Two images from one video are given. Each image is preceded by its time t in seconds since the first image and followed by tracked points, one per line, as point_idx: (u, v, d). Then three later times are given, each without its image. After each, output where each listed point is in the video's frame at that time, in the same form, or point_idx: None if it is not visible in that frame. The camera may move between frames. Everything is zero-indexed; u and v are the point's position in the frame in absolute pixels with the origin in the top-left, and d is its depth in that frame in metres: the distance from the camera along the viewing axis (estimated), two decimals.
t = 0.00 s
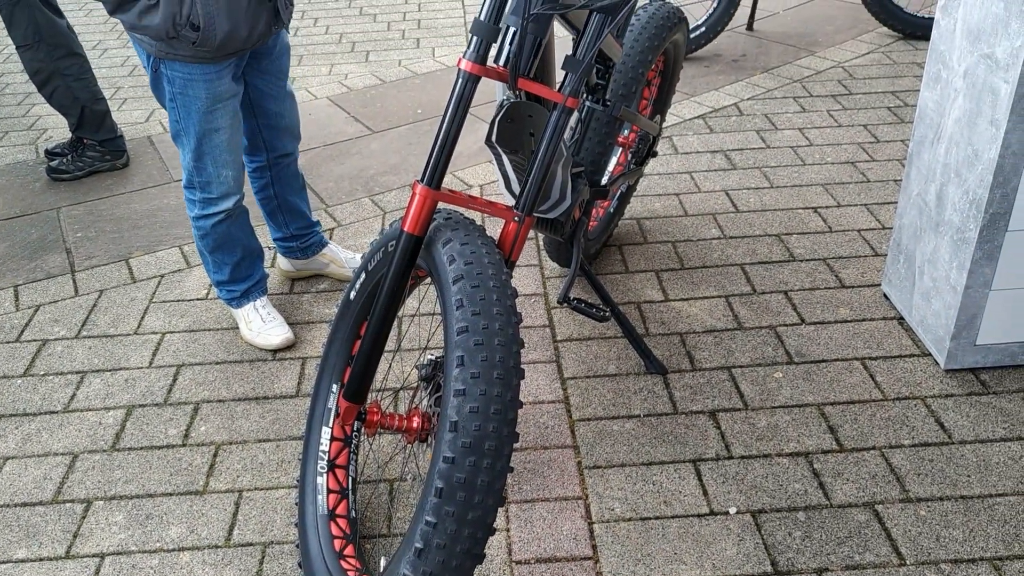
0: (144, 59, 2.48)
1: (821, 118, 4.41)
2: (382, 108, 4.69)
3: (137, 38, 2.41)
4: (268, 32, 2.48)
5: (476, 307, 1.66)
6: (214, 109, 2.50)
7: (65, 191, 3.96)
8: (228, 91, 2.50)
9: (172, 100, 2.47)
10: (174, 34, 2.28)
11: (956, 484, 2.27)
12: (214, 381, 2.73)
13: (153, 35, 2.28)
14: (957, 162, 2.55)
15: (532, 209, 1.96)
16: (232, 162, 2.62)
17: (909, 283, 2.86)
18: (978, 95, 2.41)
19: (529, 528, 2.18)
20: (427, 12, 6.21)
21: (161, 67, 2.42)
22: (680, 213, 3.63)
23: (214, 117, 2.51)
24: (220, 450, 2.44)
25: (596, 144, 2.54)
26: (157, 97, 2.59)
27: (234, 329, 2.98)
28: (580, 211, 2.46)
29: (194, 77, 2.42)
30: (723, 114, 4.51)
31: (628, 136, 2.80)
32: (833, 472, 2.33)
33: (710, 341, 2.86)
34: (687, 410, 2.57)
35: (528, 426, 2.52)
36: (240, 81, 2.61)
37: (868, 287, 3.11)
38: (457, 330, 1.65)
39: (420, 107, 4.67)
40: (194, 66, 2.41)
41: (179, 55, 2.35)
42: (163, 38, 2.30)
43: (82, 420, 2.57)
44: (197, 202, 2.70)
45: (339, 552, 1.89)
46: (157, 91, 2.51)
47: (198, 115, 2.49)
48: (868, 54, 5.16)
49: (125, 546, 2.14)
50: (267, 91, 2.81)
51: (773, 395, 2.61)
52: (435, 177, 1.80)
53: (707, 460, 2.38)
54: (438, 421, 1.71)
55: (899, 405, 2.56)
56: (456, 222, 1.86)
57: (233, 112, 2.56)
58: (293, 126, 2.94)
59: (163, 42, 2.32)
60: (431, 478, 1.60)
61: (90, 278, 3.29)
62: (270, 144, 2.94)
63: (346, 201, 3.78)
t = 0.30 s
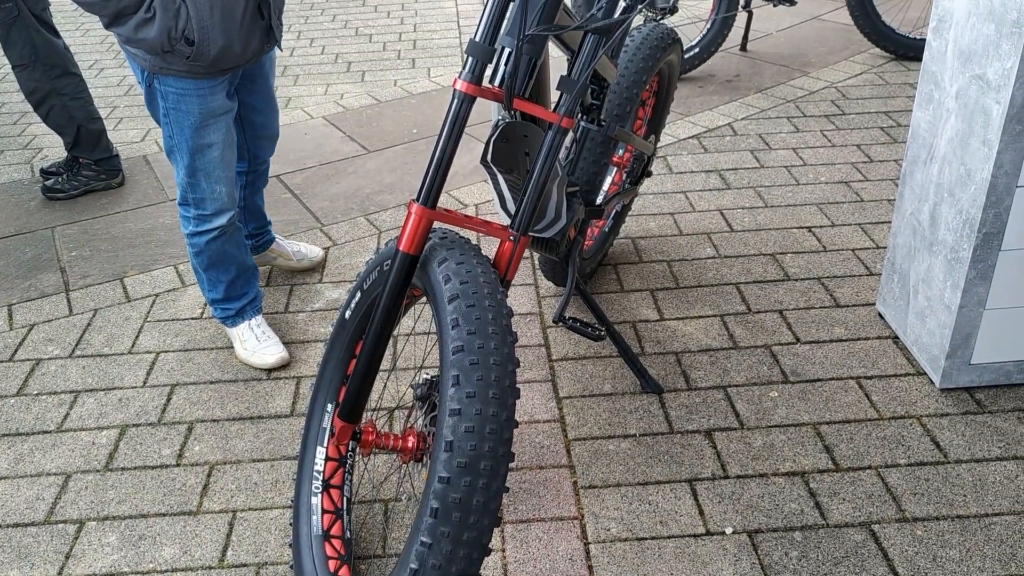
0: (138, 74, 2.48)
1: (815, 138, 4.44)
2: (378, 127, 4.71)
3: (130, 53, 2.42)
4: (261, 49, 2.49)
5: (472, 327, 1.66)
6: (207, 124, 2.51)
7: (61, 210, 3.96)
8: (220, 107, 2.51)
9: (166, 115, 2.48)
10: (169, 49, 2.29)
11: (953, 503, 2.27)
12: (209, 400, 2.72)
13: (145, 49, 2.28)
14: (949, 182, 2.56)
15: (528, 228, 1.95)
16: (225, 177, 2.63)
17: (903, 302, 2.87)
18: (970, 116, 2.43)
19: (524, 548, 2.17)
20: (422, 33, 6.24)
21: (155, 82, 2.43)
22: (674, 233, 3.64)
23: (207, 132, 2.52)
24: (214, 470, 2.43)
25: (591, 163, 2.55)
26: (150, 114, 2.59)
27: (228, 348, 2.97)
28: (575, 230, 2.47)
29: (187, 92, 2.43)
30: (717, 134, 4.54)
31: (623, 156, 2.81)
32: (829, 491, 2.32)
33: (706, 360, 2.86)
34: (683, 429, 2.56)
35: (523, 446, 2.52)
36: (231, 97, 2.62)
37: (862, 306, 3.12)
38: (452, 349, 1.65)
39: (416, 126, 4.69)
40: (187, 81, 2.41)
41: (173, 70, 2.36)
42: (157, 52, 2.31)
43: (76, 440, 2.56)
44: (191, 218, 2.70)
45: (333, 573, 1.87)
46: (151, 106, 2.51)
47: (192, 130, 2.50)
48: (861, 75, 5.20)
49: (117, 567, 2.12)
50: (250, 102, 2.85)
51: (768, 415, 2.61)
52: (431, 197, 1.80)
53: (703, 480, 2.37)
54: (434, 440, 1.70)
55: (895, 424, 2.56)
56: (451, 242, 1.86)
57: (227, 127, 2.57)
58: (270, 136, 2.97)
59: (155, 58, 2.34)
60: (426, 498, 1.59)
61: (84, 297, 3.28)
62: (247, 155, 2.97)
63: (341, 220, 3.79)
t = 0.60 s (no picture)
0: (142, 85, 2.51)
1: (809, 161, 4.47)
2: (375, 150, 4.73)
3: (137, 63, 2.45)
4: (267, 58, 2.53)
5: (467, 348, 1.67)
6: (211, 134, 2.53)
7: (57, 231, 3.97)
8: (226, 118, 2.54)
9: (171, 126, 2.50)
10: (178, 53, 2.33)
11: (948, 526, 2.27)
12: (203, 422, 2.71)
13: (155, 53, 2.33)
14: (942, 205, 2.58)
15: (523, 250, 1.97)
16: (227, 190, 2.65)
17: (897, 325, 2.88)
18: (962, 139, 2.46)
19: (520, 571, 2.16)
20: (419, 56, 6.30)
21: (160, 92, 2.46)
22: (669, 255, 3.66)
23: (212, 143, 2.55)
24: (208, 492, 2.42)
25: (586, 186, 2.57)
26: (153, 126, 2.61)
27: (224, 370, 2.97)
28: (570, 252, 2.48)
29: (192, 101, 2.46)
30: (712, 157, 4.57)
31: (618, 178, 2.83)
32: (825, 514, 2.32)
33: (701, 383, 2.87)
34: (678, 451, 2.56)
35: (518, 468, 2.51)
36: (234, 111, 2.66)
37: (857, 328, 3.13)
38: (447, 371, 1.66)
39: (412, 149, 4.72)
40: (193, 89, 2.44)
41: (181, 76, 2.40)
42: (166, 57, 2.35)
43: (70, 461, 2.55)
44: (192, 233, 2.71)
45: None
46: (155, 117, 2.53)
47: (197, 139, 2.52)
48: (854, 99, 5.25)
49: None
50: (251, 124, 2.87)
51: (763, 437, 2.61)
52: (426, 219, 1.81)
53: (698, 502, 2.37)
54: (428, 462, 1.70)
55: (890, 446, 2.56)
56: (447, 263, 1.87)
57: (231, 139, 2.60)
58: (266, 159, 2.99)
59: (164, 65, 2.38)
60: (420, 520, 1.59)
61: (80, 318, 3.28)
62: (243, 176, 2.99)
63: (338, 241, 3.80)
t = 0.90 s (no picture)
0: (163, 89, 2.55)
1: (806, 182, 4.50)
2: (374, 169, 4.75)
3: (159, 66, 2.50)
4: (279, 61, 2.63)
5: (464, 368, 1.67)
6: (232, 135, 2.60)
7: (55, 250, 3.97)
8: (243, 119, 2.61)
9: (193, 127, 2.55)
10: (205, 50, 2.41)
11: (947, 546, 2.26)
12: (200, 441, 2.70)
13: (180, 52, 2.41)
14: (938, 225, 2.59)
15: (520, 270, 1.97)
16: (244, 193, 2.70)
17: (895, 345, 2.89)
18: (957, 160, 2.48)
19: None
20: (418, 77, 6.33)
21: (182, 94, 2.51)
22: (667, 275, 3.66)
23: (232, 144, 2.61)
24: (204, 512, 2.41)
25: (583, 206, 2.57)
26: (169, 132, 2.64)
27: (221, 389, 2.96)
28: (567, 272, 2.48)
29: (215, 101, 2.53)
30: (709, 177, 4.59)
31: (615, 199, 2.84)
32: (823, 535, 2.31)
33: (699, 403, 2.86)
34: (676, 471, 2.56)
35: (516, 488, 2.50)
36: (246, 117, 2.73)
37: (855, 348, 3.13)
38: (444, 392, 1.66)
39: (410, 169, 4.74)
40: (216, 89, 2.51)
41: (205, 76, 2.48)
42: (191, 56, 2.43)
43: (66, 481, 2.54)
44: (203, 238, 2.72)
45: None
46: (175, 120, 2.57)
47: (218, 139, 2.58)
48: (851, 119, 5.29)
49: None
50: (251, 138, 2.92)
51: (762, 457, 2.61)
52: (423, 239, 1.82)
53: (697, 523, 2.36)
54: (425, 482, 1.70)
55: (889, 466, 2.56)
56: (444, 283, 1.87)
57: (247, 142, 2.67)
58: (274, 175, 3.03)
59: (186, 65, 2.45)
60: (417, 541, 1.58)
61: (77, 337, 3.28)
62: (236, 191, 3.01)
63: (336, 260, 3.81)
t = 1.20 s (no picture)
0: (214, 100, 2.68)
1: (805, 202, 4.51)
2: (374, 190, 4.77)
3: (216, 76, 2.63)
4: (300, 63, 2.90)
5: (464, 389, 1.67)
6: (286, 129, 2.79)
7: (56, 270, 3.98)
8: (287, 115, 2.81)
9: (256, 129, 2.71)
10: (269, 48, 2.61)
11: (949, 569, 2.25)
12: (199, 462, 2.69)
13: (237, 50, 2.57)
14: (937, 246, 2.60)
15: (520, 290, 1.99)
16: (304, 181, 2.89)
17: (895, 365, 2.88)
18: (956, 182, 2.49)
19: None
20: (418, 97, 6.37)
21: (243, 98, 2.67)
22: (667, 295, 3.67)
23: (287, 138, 2.80)
24: (202, 533, 2.40)
25: (583, 227, 2.58)
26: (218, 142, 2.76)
27: (220, 409, 2.95)
28: (567, 292, 2.47)
29: (273, 99, 2.71)
30: (709, 198, 4.61)
31: (615, 220, 2.85)
32: (824, 557, 2.30)
33: (699, 424, 2.86)
34: (676, 492, 2.55)
35: (515, 510, 2.49)
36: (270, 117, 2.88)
37: (855, 369, 3.13)
38: (444, 413, 1.66)
39: (410, 189, 4.75)
40: (270, 89, 2.70)
41: (262, 76, 2.66)
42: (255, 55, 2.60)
43: (64, 501, 2.53)
44: (277, 234, 2.89)
45: None
46: (231, 126, 2.71)
47: (279, 137, 2.76)
48: (850, 140, 5.32)
49: None
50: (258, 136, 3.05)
51: (762, 478, 2.60)
52: (424, 259, 1.82)
53: (697, 545, 2.35)
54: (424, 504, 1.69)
55: (889, 487, 2.55)
56: (444, 303, 1.87)
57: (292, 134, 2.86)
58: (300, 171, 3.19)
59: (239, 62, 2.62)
60: (416, 563, 1.58)
61: (77, 357, 3.27)
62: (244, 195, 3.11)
63: (336, 280, 3.81)
